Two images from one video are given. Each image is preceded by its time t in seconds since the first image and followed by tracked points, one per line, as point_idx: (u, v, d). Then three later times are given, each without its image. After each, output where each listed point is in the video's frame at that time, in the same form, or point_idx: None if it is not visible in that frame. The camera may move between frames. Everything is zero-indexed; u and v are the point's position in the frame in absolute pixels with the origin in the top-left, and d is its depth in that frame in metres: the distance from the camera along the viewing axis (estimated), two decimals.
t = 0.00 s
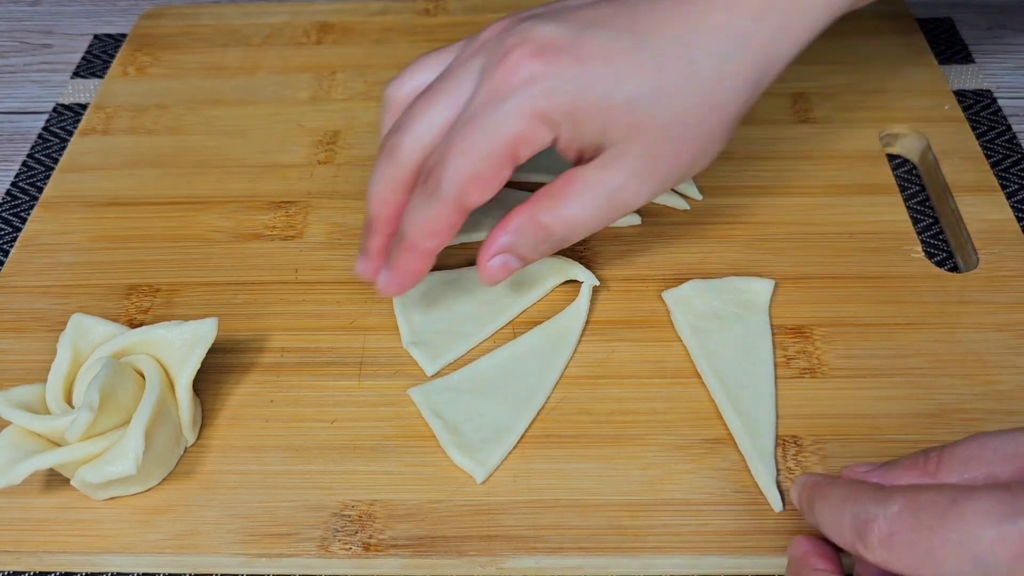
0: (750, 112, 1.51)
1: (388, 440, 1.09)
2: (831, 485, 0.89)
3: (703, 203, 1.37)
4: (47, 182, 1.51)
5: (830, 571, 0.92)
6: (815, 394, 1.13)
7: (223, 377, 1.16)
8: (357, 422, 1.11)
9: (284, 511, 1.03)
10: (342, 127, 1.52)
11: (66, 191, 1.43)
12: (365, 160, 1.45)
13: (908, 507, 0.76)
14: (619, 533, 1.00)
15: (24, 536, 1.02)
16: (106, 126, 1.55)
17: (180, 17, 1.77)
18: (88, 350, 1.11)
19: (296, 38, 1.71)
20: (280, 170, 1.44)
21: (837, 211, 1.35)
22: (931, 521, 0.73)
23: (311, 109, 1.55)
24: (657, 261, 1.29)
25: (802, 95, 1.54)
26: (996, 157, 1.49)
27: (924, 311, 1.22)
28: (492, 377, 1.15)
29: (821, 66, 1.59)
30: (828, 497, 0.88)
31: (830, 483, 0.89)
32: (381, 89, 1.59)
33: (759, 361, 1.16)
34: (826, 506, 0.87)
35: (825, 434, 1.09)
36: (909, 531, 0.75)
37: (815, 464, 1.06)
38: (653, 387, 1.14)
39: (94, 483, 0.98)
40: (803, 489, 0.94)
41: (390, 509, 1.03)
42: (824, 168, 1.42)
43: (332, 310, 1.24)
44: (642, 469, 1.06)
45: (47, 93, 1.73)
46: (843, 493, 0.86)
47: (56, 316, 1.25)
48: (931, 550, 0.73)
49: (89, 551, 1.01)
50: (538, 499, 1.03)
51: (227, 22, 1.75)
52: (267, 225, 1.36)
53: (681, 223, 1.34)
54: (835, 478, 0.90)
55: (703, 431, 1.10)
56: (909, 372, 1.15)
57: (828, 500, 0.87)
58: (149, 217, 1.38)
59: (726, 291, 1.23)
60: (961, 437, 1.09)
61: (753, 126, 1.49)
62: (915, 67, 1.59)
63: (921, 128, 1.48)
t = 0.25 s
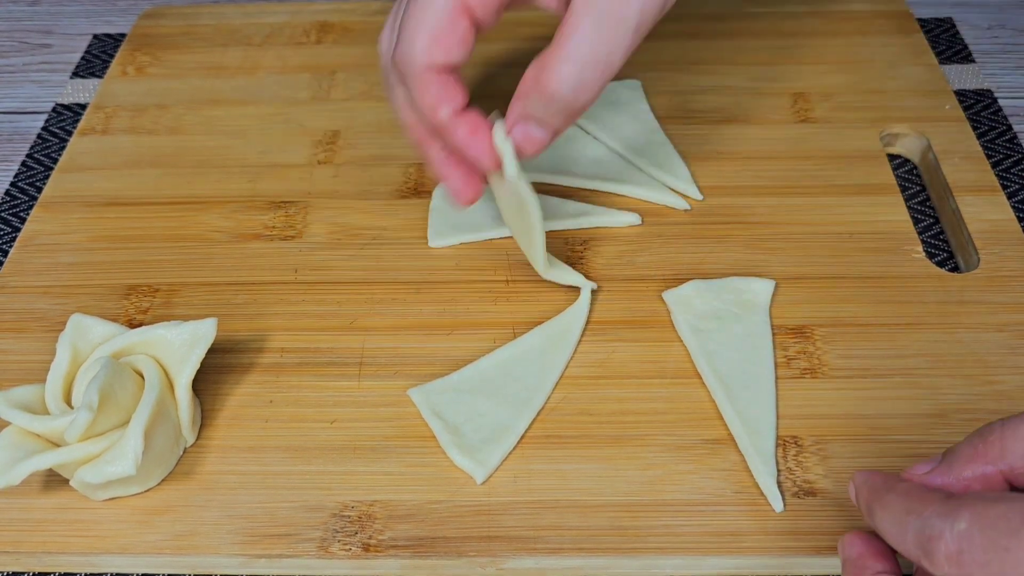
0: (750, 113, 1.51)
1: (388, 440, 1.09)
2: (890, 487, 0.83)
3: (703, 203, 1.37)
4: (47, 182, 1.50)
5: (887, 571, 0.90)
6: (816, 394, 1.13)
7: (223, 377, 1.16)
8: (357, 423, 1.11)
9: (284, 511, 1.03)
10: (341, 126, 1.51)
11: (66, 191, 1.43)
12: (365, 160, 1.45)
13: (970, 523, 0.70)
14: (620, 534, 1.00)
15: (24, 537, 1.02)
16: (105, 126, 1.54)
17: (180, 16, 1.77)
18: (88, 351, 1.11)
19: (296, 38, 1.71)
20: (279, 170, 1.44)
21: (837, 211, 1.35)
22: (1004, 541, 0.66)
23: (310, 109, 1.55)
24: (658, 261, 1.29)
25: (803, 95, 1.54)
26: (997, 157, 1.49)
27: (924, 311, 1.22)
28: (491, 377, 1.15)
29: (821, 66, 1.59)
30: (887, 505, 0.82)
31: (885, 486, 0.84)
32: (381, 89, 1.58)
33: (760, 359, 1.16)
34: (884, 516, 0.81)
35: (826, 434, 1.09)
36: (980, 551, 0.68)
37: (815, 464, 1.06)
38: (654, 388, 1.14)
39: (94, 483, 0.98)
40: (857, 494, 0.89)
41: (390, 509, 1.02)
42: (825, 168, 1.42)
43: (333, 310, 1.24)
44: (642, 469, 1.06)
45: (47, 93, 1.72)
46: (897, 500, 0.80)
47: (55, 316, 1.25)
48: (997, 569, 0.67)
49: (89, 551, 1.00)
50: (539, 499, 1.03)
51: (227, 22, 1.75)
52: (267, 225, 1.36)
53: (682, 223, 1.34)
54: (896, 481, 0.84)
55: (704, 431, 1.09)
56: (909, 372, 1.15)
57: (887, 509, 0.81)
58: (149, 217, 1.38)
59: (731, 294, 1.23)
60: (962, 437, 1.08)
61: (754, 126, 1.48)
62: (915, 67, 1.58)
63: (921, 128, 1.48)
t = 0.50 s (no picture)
0: (750, 113, 1.51)
1: (388, 440, 1.09)
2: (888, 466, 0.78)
3: (703, 202, 1.37)
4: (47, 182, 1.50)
5: (890, 541, 0.86)
6: (816, 394, 1.13)
7: (223, 377, 1.16)
8: (357, 423, 1.11)
9: (284, 511, 1.03)
10: (341, 126, 1.51)
11: (66, 191, 1.43)
12: (365, 160, 1.45)
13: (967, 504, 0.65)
14: (619, 534, 1.00)
15: (24, 537, 1.02)
16: (105, 126, 1.54)
17: (180, 16, 1.77)
18: (88, 351, 1.11)
19: (295, 38, 1.71)
20: (279, 170, 1.44)
21: (837, 211, 1.35)
22: (999, 523, 0.62)
23: (310, 109, 1.55)
24: (657, 261, 1.29)
25: (803, 95, 1.54)
26: (997, 157, 1.49)
27: (924, 311, 1.22)
28: (491, 377, 1.15)
29: (821, 66, 1.59)
30: (884, 484, 0.76)
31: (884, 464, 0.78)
32: (381, 89, 1.58)
33: (761, 355, 1.16)
34: (883, 496, 0.76)
35: (826, 434, 1.09)
36: (979, 533, 0.64)
37: (816, 464, 1.06)
38: (654, 388, 1.14)
39: (94, 483, 0.98)
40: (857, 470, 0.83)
41: (390, 509, 1.02)
42: (825, 168, 1.42)
43: (333, 311, 1.24)
44: (642, 469, 1.05)
45: (47, 93, 1.72)
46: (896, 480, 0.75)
47: (55, 316, 1.25)
48: (1000, 554, 0.63)
49: (89, 551, 1.00)
50: (538, 499, 1.03)
51: (227, 22, 1.75)
52: (267, 225, 1.36)
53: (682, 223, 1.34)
54: (895, 459, 0.78)
55: (704, 431, 1.09)
56: (909, 372, 1.15)
57: (884, 489, 0.76)
58: (149, 216, 1.38)
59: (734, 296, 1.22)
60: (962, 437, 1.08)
61: (754, 126, 1.48)
62: (916, 67, 1.58)
63: (921, 128, 1.48)
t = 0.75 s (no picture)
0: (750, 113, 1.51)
1: (388, 440, 1.09)
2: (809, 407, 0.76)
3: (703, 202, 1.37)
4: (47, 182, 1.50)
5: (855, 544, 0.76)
6: (816, 394, 1.13)
7: (223, 377, 1.16)
8: (357, 423, 1.11)
9: (284, 511, 1.03)
10: (341, 126, 1.51)
11: (66, 191, 1.43)
12: (365, 160, 1.45)
13: (895, 430, 0.65)
14: (620, 533, 1.00)
15: (24, 537, 1.02)
16: (105, 126, 1.54)
17: (180, 17, 1.77)
18: (88, 351, 1.11)
19: (295, 38, 1.71)
20: (279, 170, 1.44)
21: (837, 211, 1.35)
22: (907, 439, 0.63)
23: (310, 109, 1.55)
24: (657, 261, 1.29)
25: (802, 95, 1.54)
26: (996, 158, 1.49)
27: (924, 311, 1.22)
28: (490, 377, 1.15)
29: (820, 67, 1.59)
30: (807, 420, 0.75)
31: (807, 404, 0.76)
32: (381, 89, 1.58)
33: (761, 355, 1.16)
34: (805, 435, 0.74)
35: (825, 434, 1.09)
36: (887, 448, 0.65)
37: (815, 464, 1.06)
38: (654, 388, 1.14)
39: (94, 483, 0.98)
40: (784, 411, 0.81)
41: (390, 509, 1.02)
42: (825, 168, 1.42)
43: (333, 311, 1.24)
44: (642, 469, 1.05)
45: (47, 93, 1.72)
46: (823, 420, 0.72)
47: (55, 316, 1.25)
48: (910, 466, 0.63)
49: (89, 551, 1.00)
50: (538, 499, 1.03)
51: (227, 22, 1.75)
52: (267, 225, 1.36)
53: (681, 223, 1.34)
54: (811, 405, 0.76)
55: (704, 431, 1.09)
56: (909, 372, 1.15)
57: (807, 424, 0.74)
58: (149, 216, 1.38)
59: (729, 238, 1.23)
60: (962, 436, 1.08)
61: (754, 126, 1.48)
62: (915, 67, 1.58)
63: (921, 128, 1.48)
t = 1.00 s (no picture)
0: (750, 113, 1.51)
1: (388, 440, 1.09)
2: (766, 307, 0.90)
3: (703, 202, 1.37)
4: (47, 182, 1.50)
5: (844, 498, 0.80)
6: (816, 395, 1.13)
7: (223, 377, 1.16)
8: (356, 423, 1.11)
9: (284, 511, 1.03)
10: (341, 126, 1.51)
11: (66, 191, 1.43)
12: (365, 160, 1.45)
13: (854, 353, 0.77)
14: (620, 533, 1.00)
15: (24, 537, 1.02)
16: (105, 126, 1.54)
17: (180, 17, 1.77)
18: (88, 351, 1.11)
19: (295, 38, 1.71)
20: (279, 170, 1.44)
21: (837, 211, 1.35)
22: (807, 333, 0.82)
23: (310, 109, 1.55)
24: (657, 261, 1.29)
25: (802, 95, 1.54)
26: (996, 158, 1.49)
27: (924, 311, 1.22)
28: (490, 377, 1.15)
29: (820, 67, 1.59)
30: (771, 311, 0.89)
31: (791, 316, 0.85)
32: (381, 89, 1.58)
33: (750, 356, 1.16)
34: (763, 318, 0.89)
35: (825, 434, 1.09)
36: (780, 330, 0.86)
37: (815, 464, 1.06)
38: (654, 388, 1.14)
39: (94, 483, 0.98)
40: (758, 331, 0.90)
41: (390, 509, 1.02)
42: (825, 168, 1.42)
43: (333, 311, 1.24)
44: (642, 469, 1.05)
45: (47, 93, 1.72)
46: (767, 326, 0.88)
47: (55, 316, 1.25)
48: (795, 356, 0.83)
49: (89, 551, 1.00)
50: (538, 499, 1.03)
51: (227, 22, 1.75)
52: (267, 225, 1.36)
53: (681, 223, 1.34)
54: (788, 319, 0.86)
55: (704, 431, 1.09)
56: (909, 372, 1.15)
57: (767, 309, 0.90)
58: (149, 217, 1.38)
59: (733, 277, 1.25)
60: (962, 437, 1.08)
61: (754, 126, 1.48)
62: (915, 66, 1.58)
63: (922, 128, 1.48)
